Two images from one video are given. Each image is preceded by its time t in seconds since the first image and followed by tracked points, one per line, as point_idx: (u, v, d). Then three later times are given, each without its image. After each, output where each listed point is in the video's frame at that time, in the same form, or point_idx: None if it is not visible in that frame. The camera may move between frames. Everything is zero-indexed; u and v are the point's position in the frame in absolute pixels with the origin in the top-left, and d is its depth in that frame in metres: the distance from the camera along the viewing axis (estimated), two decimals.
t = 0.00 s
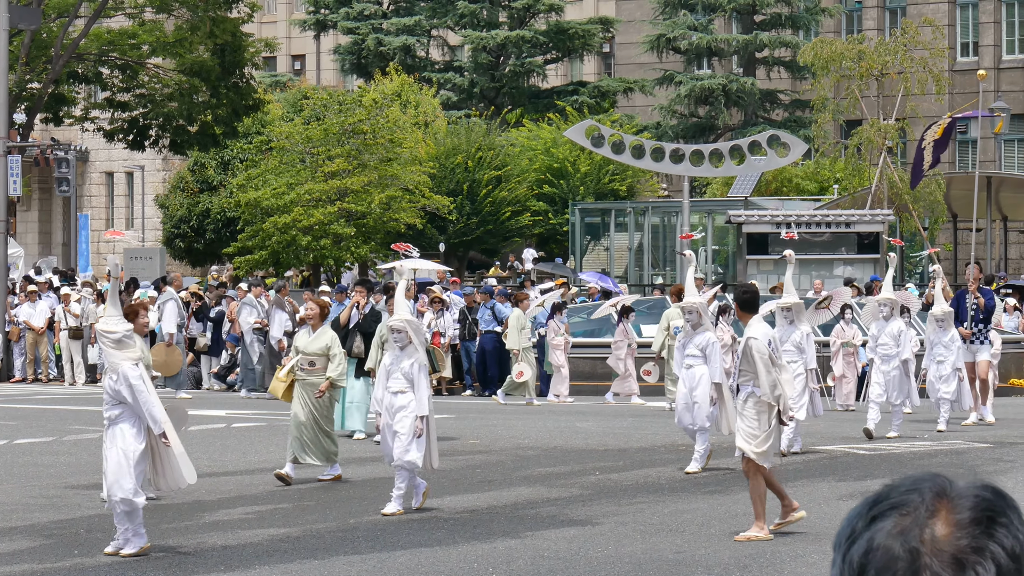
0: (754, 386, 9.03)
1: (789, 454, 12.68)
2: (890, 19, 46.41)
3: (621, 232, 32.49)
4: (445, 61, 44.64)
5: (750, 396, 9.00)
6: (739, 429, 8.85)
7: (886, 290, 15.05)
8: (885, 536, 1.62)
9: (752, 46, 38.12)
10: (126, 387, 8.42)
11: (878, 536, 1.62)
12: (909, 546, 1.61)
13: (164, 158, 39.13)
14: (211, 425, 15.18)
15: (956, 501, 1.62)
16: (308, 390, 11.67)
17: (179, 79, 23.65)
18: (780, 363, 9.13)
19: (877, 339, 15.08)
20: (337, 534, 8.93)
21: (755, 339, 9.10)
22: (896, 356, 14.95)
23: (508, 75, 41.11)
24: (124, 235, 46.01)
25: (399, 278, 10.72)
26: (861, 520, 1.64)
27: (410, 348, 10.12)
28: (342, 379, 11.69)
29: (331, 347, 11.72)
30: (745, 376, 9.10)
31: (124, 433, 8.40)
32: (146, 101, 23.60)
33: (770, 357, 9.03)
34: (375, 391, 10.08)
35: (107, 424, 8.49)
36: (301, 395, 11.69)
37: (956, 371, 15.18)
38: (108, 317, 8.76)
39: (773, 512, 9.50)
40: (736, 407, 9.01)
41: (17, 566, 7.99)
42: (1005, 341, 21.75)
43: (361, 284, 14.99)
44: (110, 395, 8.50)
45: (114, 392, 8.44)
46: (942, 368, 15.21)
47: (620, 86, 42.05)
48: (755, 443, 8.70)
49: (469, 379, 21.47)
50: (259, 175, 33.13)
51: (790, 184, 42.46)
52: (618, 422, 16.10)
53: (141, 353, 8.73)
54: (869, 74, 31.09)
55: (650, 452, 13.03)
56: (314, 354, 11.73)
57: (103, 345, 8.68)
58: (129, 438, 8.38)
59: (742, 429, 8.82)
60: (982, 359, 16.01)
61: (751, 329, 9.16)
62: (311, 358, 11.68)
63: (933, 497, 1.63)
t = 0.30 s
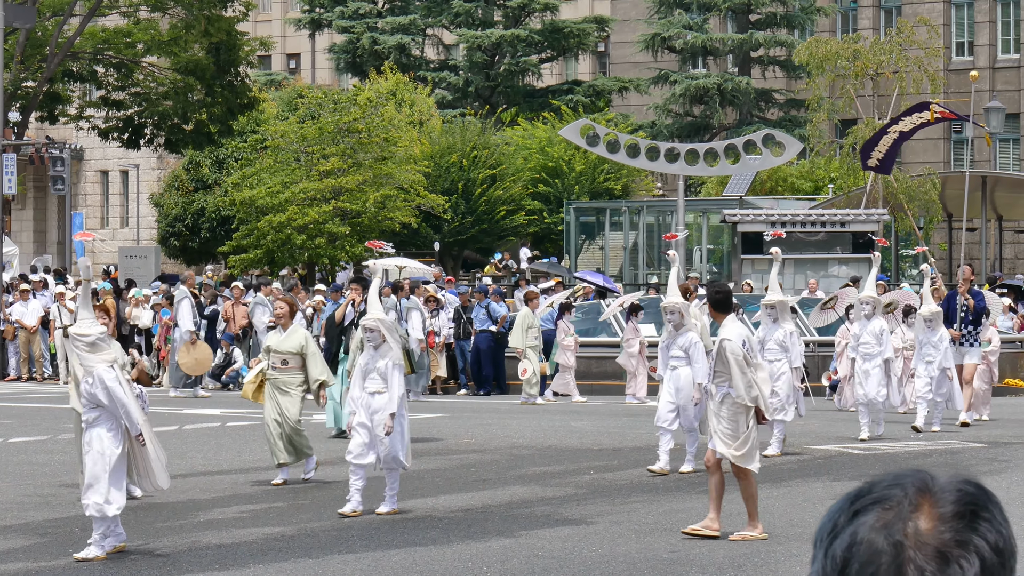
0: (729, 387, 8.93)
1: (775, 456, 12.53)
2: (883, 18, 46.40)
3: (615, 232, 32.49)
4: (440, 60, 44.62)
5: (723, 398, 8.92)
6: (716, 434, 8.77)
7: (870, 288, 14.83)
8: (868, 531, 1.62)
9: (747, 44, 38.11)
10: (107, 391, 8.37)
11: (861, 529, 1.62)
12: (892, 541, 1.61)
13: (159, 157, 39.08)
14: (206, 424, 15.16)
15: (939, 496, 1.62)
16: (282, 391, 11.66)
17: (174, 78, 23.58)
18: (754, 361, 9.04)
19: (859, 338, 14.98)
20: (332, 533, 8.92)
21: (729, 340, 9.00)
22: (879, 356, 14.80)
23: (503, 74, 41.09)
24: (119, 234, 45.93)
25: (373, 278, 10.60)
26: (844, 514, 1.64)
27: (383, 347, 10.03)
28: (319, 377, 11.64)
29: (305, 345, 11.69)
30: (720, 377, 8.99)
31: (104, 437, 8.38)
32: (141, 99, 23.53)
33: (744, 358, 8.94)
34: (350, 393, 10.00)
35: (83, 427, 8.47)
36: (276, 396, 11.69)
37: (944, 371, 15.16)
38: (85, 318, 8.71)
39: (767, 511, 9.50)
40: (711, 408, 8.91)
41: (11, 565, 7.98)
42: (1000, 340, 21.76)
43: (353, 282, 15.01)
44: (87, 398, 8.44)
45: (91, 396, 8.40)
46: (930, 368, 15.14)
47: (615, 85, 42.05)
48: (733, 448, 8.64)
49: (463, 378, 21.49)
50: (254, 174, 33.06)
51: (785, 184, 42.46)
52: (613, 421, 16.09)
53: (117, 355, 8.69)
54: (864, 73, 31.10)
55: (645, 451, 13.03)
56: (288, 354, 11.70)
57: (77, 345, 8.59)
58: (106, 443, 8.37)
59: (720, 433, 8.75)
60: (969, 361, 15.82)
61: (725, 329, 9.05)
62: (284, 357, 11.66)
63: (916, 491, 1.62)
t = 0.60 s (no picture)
0: (702, 385, 8.89)
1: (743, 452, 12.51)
2: (880, 15, 46.36)
3: (612, 229, 32.50)
4: (436, 57, 44.59)
5: (696, 396, 8.88)
6: (688, 430, 8.67)
7: (857, 288, 14.49)
8: (851, 526, 1.63)
9: (743, 42, 38.11)
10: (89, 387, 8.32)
11: (844, 525, 1.63)
12: (876, 538, 1.63)
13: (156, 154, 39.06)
14: (203, 421, 15.17)
15: (921, 491, 1.64)
16: (258, 390, 11.37)
17: (170, 75, 23.48)
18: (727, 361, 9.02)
19: (845, 339, 14.58)
20: (328, 530, 8.93)
21: (703, 336, 8.99)
22: (866, 357, 14.44)
23: (499, 72, 41.09)
24: (115, 231, 45.90)
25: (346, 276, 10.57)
26: (827, 511, 1.65)
27: (355, 347, 9.94)
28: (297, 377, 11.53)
29: (282, 346, 11.46)
30: (692, 374, 8.95)
31: (87, 433, 8.32)
32: (137, 97, 23.49)
33: (719, 354, 8.92)
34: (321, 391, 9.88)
35: (66, 425, 8.37)
36: (250, 396, 11.38)
37: (933, 369, 15.03)
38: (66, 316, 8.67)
39: (763, 509, 9.51)
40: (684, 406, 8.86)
41: (9, 561, 8.00)
42: (997, 338, 21.76)
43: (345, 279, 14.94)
44: (69, 393, 8.38)
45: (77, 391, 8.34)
46: (918, 366, 15.04)
47: (612, 83, 42.08)
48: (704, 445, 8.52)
49: (460, 375, 21.62)
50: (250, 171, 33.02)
51: (781, 181, 42.50)
52: (609, 418, 16.11)
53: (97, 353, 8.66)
54: (860, 71, 31.12)
55: (641, 448, 13.05)
56: (264, 353, 11.45)
57: (61, 342, 8.56)
58: (92, 440, 8.31)
59: (691, 430, 8.64)
60: (966, 360, 15.93)
61: (699, 326, 9.05)
62: (263, 356, 11.40)
63: (900, 487, 1.64)
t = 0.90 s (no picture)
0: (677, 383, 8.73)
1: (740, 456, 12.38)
2: (878, 15, 46.40)
3: (610, 229, 32.50)
4: (435, 57, 44.60)
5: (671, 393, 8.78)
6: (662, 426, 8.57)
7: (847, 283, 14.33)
8: (855, 529, 1.63)
9: (741, 42, 38.13)
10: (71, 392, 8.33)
11: (847, 528, 1.63)
12: (882, 538, 1.63)
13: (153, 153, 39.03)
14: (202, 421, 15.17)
15: (923, 492, 1.64)
16: (230, 390, 11.20)
17: (169, 75, 23.44)
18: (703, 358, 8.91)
19: (833, 336, 14.41)
20: (327, 530, 8.93)
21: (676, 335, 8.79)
22: (853, 355, 14.27)
23: (498, 71, 41.13)
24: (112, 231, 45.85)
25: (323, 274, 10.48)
26: (830, 513, 1.64)
27: (330, 346, 9.83)
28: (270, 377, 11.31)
29: (254, 346, 11.25)
30: (668, 373, 8.81)
31: (67, 436, 8.31)
32: (136, 96, 23.43)
33: (694, 354, 8.72)
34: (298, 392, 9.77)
35: (41, 431, 8.31)
36: (222, 395, 11.22)
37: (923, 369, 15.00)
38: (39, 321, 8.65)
39: (762, 509, 9.51)
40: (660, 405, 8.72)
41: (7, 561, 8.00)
42: (994, 338, 21.78)
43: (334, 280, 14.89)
44: (46, 398, 8.35)
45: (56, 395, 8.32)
46: (908, 366, 15.01)
47: (610, 82, 42.14)
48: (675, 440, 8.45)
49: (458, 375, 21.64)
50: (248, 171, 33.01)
51: (779, 181, 42.51)
52: (608, 418, 16.12)
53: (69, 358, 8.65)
54: (858, 71, 31.14)
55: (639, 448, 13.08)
56: (237, 352, 11.27)
57: (31, 346, 8.51)
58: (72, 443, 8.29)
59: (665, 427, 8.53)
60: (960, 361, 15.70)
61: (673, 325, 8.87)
62: (234, 355, 11.20)
63: (901, 488, 1.64)
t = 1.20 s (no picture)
0: (650, 392, 8.73)
1: (733, 458, 12.28)
2: (879, 15, 46.39)
3: (610, 230, 32.48)
4: (434, 58, 44.62)
5: (642, 402, 8.74)
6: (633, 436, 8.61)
7: (832, 287, 14.08)
8: (867, 531, 1.60)
9: (741, 43, 38.13)
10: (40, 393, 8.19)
11: (859, 528, 1.61)
12: (895, 539, 1.60)
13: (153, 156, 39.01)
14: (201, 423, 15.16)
15: (937, 493, 1.61)
16: (206, 394, 11.13)
17: (168, 76, 23.40)
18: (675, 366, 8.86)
19: (819, 339, 14.14)
20: (326, 532, 8.91)
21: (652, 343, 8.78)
22: (840, 359, 14.01)
23: (497, 73, 41.16)
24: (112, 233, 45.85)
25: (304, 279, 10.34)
26: (841, 514, 1.62)
27: (308, 351, 9.78)
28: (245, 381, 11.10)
29: (229, 349, 11.08)
30: (640, 382, 8.81)
31: (39, 437, 8.18)
32: (135, 98, 23.38)
33: (667, 363, 8.76)
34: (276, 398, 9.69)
35: (12, 433, 8.18)
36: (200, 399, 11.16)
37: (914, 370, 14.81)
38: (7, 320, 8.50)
39: (762, 510, 9.49)
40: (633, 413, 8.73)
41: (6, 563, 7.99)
42: (995, 338, 21.75)
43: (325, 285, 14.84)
44: (15, 399, 8.21)
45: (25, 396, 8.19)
46: (899, 367, 14.85)
47: (609, 83, 42.18)
48: (646, 452, 8.45)
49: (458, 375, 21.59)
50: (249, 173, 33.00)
51: (779, 182, 42.53)
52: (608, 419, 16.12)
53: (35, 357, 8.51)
54: (858, 71, 31.16)
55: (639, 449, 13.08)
56: (214, 356, 11.14)
57: None
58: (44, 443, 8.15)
59: (639, 436, 8.56)
60: (955, 361, 15.67)
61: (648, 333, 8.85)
62: (208, 360, 11.09)
63: (915, 489, 1.61)
